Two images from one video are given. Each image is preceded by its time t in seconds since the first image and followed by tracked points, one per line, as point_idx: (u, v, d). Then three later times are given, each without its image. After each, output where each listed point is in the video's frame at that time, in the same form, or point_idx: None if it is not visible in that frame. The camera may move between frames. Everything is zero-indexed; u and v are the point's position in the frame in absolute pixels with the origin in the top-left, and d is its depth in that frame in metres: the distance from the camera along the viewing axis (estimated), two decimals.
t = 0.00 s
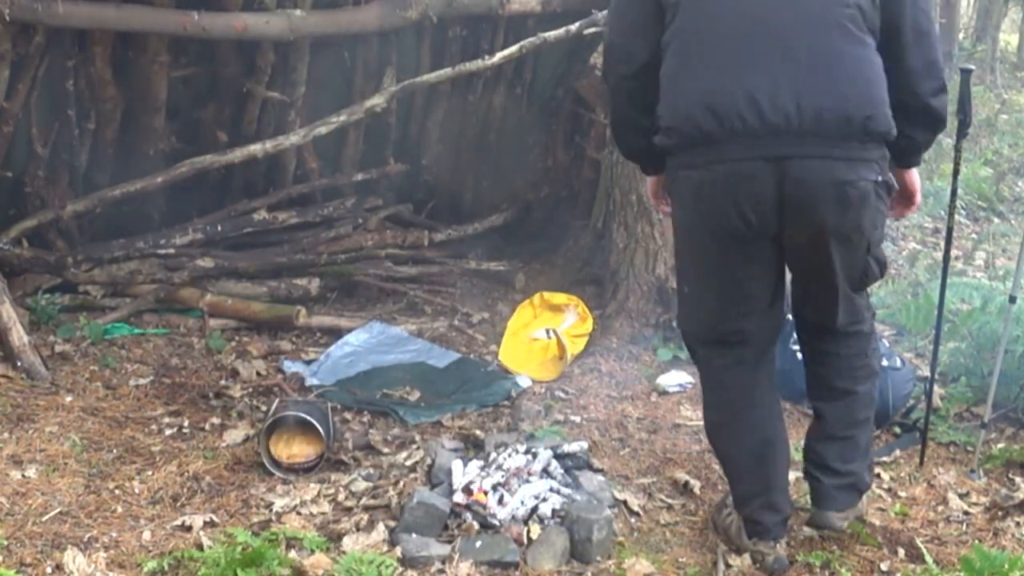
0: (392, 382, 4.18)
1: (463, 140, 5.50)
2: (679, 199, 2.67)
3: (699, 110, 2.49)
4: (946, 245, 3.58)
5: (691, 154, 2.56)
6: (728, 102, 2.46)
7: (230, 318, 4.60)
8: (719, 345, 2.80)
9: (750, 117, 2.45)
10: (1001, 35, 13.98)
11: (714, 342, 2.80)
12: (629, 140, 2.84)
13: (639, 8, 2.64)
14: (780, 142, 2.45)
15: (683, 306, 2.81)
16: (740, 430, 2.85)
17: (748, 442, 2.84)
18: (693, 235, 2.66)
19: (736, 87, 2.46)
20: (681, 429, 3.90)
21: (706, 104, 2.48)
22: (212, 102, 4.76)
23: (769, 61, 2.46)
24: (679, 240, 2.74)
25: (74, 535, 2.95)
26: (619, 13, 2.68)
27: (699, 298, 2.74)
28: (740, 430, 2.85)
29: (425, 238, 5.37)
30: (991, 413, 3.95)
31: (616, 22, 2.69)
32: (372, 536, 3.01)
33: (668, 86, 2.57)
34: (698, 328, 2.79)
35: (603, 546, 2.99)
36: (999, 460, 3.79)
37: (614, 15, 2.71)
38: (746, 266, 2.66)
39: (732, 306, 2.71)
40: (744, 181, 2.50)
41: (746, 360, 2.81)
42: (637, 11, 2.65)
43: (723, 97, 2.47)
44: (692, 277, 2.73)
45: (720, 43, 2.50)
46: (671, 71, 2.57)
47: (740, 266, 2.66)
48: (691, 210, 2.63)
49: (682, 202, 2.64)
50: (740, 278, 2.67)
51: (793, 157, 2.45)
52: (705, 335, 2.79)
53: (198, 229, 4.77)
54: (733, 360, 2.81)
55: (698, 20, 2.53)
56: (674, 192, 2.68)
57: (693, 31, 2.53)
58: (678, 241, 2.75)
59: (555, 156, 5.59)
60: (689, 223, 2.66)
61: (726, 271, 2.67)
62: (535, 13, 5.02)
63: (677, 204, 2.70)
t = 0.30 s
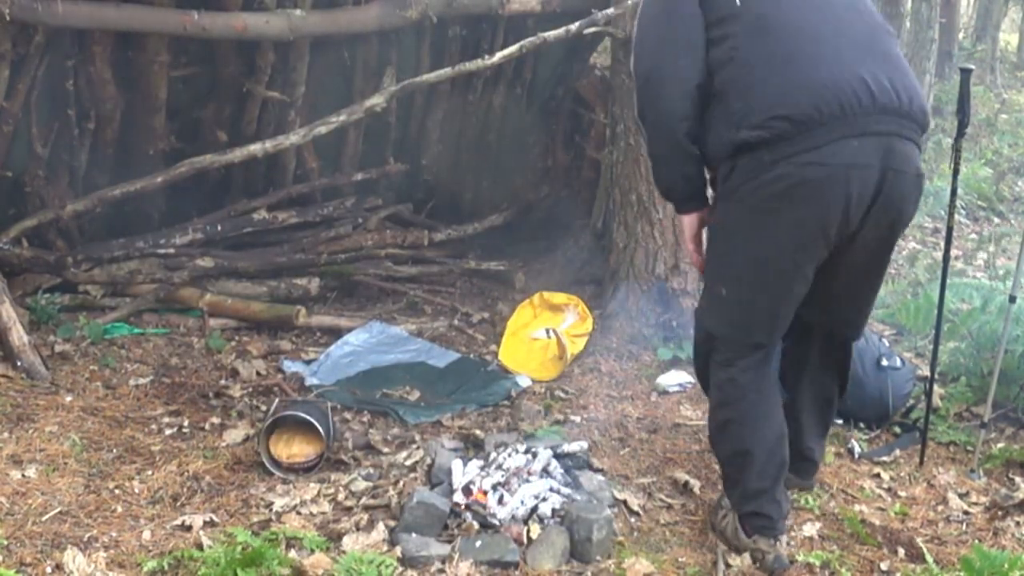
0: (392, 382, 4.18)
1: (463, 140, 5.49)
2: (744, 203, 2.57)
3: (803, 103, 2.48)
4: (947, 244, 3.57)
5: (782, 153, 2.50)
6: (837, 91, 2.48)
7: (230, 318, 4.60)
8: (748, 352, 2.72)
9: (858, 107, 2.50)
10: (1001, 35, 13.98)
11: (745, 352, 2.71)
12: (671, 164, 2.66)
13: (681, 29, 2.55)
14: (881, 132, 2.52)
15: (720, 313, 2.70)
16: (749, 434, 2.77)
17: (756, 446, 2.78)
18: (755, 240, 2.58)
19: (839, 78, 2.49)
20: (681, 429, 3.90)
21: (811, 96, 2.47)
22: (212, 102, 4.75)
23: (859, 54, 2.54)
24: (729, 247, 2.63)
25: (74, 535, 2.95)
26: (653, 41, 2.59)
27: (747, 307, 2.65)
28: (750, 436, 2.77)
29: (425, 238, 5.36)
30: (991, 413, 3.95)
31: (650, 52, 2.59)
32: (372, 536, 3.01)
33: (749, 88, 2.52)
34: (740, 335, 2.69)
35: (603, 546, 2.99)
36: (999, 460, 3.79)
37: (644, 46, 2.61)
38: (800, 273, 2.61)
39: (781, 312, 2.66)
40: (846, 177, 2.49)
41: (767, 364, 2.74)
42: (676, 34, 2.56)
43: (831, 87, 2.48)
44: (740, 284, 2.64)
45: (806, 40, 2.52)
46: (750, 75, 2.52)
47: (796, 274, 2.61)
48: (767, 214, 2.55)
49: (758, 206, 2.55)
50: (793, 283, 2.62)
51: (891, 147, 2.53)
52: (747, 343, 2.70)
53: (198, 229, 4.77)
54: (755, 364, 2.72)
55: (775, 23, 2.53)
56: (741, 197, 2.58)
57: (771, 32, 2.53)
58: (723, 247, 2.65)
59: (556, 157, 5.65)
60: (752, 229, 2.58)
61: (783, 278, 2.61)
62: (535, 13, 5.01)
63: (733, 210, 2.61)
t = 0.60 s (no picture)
0: (392, 382, 4.18)
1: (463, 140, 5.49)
2: (819, 178, 2.71)
3: (866, 85, 2.75)
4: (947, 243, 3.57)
5: (854, 129, 2.71)
6: (890, 75, 2.77)
7: (230, 318, 4.59)
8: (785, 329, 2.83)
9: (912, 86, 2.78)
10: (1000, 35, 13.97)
11: (783, 330, 2.81)
12: (724, 168, 2.75)
13: (701, 66, 2.85)
14: (936, 108, 2.79)
15: (774, 291, 2.78)
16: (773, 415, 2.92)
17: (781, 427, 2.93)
18: (827, 212, 2.70)
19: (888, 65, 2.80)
20: (680, 429, 3.90)
21: (869, 79, 2.76)
22: (213, 102, 4.76)
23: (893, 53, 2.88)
24: (792, 226, 2.73)
25: (73, 535, 2.95)
26: (672, 81, 2.84)
27: (807, 280, 2.75)
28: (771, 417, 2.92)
29: (425, 238, 5.36)
30: (991, 413, 3.95)
31: (674, 88, 2.81)
32: (372, 536, 3.01)
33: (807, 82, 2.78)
34: (794, 311, 2.78)
35: (603, 546, 2.99)
36: (999, 460, 3.79)
37: (664, 89, 2.85)
38: (856, 247, 2.77)
39: (834, 284, 2.79)
40: (920, 144, 2.70)
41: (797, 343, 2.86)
42: (696, 69, 2.84)
43: (883, 71, 2.78)
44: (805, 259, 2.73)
45: (846, 43, 2.85)
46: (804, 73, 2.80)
47: (855, 247, 2.76)
48: (847, 183, 2.69)
49: (838, 175, 2.69)
50: (847, 257, 2.77)
51: (944, 124, 2.80)
52: (801, 316, 2.80)
53: (198, 229, 4.77)
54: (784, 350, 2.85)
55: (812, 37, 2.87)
56: (817, 171, 2.72)
57: (812, 41, 2.86)
58: (788, 224, 2.73)
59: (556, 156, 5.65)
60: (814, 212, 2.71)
61: (845, 249, 2.75)
62: (535, 13, 5.01)
63: (800, 188, 2.74)
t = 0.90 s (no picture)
0: (392, 382, 4.18)
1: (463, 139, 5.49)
2: (847, 173, 2.72)
3: (873, 87, 2.82)
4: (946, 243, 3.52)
5: (872, 125, 2.75)
6: (893, 75, 2.85)
7: (229, 317, 4.59)
8: (819, 330, 2.81)
9: (916, 81, 2.85)
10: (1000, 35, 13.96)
11: (814, 326, 2.80)
12: (745, 179, 2.73)
13: (700, 94, 2.89)
14: (944, 102, 2.85)
15: (808, 287, 2.77)
16: (798, 417, 2.91)
17: (804, 431, 2.91)
18: (860, 204, 2.70)
19: (887, 68, 2.88)
20: (680, 429, 3.90)
21: (873, 81, 2.83)
22: (212, 101, 4.75)
23: (887, 58, 2.98)
24: (822, 225, 2.72)
25: (74, 535, 2.95)
26: (673, 109, 2.86)
27: (841, 275, 2.74)
28: (795, 419, 2.91)
29: (425, 238, 5.37)
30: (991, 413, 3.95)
31: (678, 113, 2.83)
32: (372, 536, 3.01)
33: (813, 93, 2.85)
34: (828, 308, 2.77)
35: (603, 546, 2.99)
36: (999, 460, 3.79)
37: (668, 118, 2.86)
38: (884, 245, 2.76)
39: (863, 282, 2.79)
40: (941, 133, 2.74)
41: (830, 347, 2.83)
42: (696, 96, 2.87)
43: (885, 72, 2.86)
44: (840, 253, 2.72)
45: (841, 56, 2.94)
46: (806, 85, 2.86)
47: (888, 240, 2.76)
48: (877, 175, 2.70)
49: (864, 170, 2.71)
50: (879, 251, 2.76)
51: (954, 119, 2.84)
52: (834, 313, 2.79)
53: (198, 229, 4.78)
54: (815, 351, 2.84)
55: (808, 54, 2.96)
56: (845, 166, 2.73)
57: (808, 57, 2.94)
58: (820, 218, 2.73)
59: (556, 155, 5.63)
60: (843, 212, 2.71)
61: (878, 242, 2.75)
62: (534, 13, 5.01)
63: (827, 190, 2.74)
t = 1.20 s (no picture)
0: (392, 381, 4.17)
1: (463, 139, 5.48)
2: (854, 173, 2.71)
3: (891, 85, 2.75)
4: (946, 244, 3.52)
5: (882, 126, 2.72)
6: (911, 72, 2.79)
7: (229, 317, 4.58)
8: (825, 328, 2.82)
9: (934, 81, 2.79)
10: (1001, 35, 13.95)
11: (818, 320, 2.81)
12: (760, 178, 2.70)
13: (721, 72, 2.75)
14: (957, 103, 2.82)
15: (814, 286, 2.78)
16: (800, 414, 2.90)
17: (805, 429, 2.91)
18: (866, 205, 2.70)
19: (906, 62, 2.81)
20: (680, 428, 3.90)
21: (891, 77, 2.77)
22: (212, 101, 4.75)
23: (908, 50, 2.89)
24: (829, 224, 2.73)
25: (74, 535, 2.95)
26: (694, 87, 2.72)
27: (847, 273, 2.75)
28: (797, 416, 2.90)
29: (425, 237, 5.37)
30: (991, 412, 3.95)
31: (701, 94, 2.70)
32: (372, 535, 3.01)
33: (828, 82, 2.77)
34: (832, 306, 2.78)
35: (602, 546, 2.99)
36: (999, 459, 3.79)
37: (687, 96, 2.72)
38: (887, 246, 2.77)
39: (867, 282, 2.80)
40: (952, 138, 2.72)
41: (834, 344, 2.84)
42: (719, 75, 2.73)
43: (904, 69, 2.79)
44: (845, 252, 2.73)
45: (861, 43, 2.85)
46: (822, 74, 2.78)
47: (891, 241, 2.77)
48: (883, 178, 2.69)
49: (874, 172, 2.69)
50: (883, 252, 2.77)
51: (964, 121, 2.82)
52: (839, 312, 2.79)
53: (197, 228, 4.79)
54: (819, 347, 2.85)
55: (828, 37, 2.86)
56: (855, 165, 2.71)
57: (828, 43, 2.85)
58: (825, 219, 2.73)
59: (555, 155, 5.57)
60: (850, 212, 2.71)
61: (883, 244, 2.76)
62: (534, 12, 5.01)
63: (835, 188, 2.73)
